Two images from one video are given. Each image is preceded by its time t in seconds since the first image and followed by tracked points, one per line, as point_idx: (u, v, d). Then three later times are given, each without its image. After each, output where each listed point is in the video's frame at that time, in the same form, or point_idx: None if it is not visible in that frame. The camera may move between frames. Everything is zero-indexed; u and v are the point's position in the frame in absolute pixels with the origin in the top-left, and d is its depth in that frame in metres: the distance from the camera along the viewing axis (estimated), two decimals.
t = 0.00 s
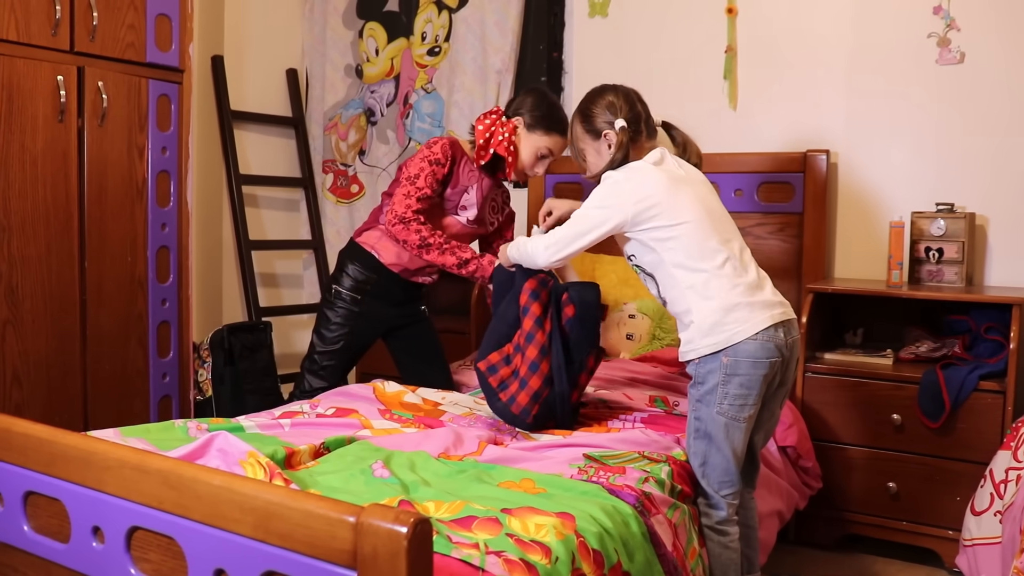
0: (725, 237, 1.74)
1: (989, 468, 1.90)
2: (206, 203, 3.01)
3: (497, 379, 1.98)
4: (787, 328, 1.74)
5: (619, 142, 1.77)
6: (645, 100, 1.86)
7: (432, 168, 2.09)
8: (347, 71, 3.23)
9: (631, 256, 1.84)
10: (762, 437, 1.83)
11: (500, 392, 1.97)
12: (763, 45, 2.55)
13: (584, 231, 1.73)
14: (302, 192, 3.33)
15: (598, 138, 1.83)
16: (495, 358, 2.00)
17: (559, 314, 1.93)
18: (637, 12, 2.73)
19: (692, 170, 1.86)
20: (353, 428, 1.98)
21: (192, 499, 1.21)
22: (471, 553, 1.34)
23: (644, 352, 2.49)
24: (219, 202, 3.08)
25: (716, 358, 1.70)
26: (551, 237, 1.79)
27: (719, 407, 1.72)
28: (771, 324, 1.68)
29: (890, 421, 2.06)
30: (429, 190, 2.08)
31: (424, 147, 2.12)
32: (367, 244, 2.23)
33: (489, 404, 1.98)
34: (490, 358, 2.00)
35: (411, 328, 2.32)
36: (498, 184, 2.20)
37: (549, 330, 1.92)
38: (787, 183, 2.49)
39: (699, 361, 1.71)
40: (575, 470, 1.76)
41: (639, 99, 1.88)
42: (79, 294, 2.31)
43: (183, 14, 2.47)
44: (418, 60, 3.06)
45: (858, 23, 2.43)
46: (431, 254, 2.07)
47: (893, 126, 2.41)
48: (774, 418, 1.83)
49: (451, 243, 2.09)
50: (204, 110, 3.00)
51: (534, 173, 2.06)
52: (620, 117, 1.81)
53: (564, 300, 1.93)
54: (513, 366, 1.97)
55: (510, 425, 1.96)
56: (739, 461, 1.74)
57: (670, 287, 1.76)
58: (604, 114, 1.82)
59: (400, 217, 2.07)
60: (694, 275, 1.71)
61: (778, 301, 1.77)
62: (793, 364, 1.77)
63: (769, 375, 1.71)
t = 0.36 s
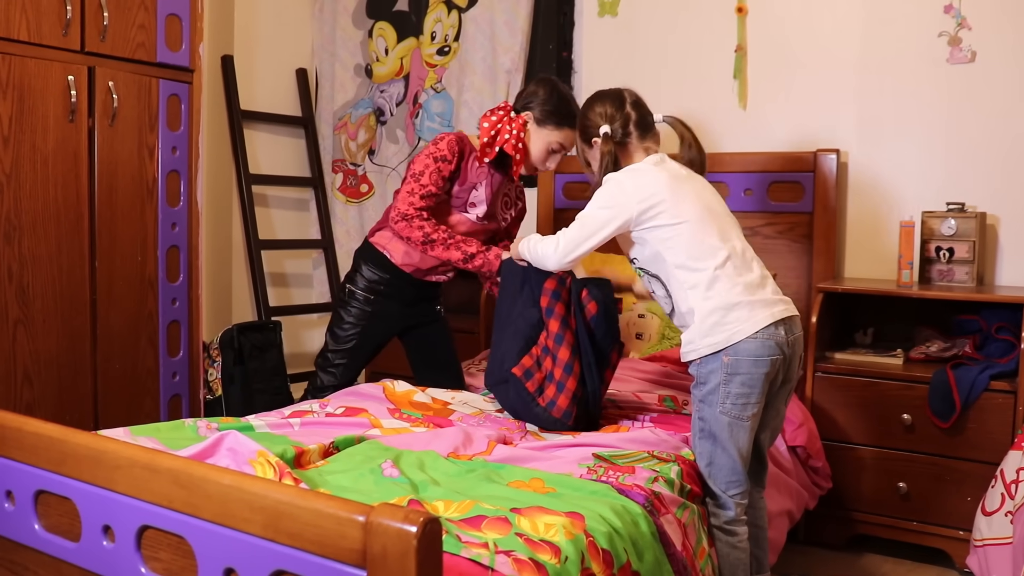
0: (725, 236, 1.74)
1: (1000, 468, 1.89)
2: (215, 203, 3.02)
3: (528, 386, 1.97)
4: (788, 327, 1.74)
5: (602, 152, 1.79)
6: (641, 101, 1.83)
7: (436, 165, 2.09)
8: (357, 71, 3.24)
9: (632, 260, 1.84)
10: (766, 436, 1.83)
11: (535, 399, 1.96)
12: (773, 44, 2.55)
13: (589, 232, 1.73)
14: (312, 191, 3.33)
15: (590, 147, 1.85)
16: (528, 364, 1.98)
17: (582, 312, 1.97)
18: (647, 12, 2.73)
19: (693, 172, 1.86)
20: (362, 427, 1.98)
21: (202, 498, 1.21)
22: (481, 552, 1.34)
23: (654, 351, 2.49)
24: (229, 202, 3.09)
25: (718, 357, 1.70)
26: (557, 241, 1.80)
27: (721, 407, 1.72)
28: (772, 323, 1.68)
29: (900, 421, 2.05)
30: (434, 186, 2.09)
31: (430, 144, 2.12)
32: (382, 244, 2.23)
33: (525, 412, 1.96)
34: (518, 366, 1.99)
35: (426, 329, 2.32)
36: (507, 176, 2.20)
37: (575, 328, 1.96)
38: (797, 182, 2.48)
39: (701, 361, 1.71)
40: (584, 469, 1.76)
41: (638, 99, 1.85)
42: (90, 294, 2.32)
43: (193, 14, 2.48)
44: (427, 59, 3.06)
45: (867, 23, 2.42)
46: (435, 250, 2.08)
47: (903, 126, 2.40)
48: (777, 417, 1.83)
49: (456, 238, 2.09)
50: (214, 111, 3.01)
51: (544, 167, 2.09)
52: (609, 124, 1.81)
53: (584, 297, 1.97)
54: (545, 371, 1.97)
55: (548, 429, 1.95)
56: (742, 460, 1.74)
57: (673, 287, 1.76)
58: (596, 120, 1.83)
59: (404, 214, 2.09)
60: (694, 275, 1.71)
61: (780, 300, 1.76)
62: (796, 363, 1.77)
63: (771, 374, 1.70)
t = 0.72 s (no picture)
0: (729, 237, 1.73)
1: (995, 467, 1.89)
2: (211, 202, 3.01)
3: (524, 387, 1.96)
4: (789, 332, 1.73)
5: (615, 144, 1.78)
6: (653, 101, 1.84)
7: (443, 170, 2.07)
8: (353, 71, 3.24)
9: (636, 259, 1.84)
10: (764, 441, 1.83)
11: (530, 400, 1.95)
12: (769, 44, 2.55)
13: (589, 231, 1.74)
14: (308, 191, 3.33)
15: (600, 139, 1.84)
16: (525, 365, 1.99)
17: (582, 313, 1.97)
18: (644, 12, 2.73)
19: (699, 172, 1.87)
20: (358, 427, 1.98)
21: (197, 498, 1.21)
22: (477, 552, 1.34)
23: (650, 351, 2.49)
24: (225, 201, 3.08)
25: (717, 360, 1.70)
26: (556, 240, 1.81)
27: (720, 408, 1.72)
28: (772, 327, 1.67)
29: (896, 420, 2.06)
30: (440, 193, 2.06)
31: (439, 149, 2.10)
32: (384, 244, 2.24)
33: (522, 414, 1.96)
34: (514, 367, 1.99)
35: (426, 330, 2.32)
36: (513, 180, 2.18)
37: (574, 329, 1.96)
38: (793, 182, 2.48)
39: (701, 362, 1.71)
40: (581, 469, 1.76)
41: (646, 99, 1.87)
42: (85, 294, 2.31)
43: (189, 13, 2.48)
44: (424, 59, 3.06)
45: (864, 23, 2.43)
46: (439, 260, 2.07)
47: (900, 127, 2.41)
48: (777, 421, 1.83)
49: (459, 249, 2.08)
50: (210, 111, 3.01)
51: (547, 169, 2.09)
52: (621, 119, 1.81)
53: (582, 297, 1.97)
54: (541, 371, 1.97)
55: (544, 431, 1.95)
56: (738, 464, 1.73)
57: (674, 287, 1.75)
58: (607, 115, 1.83)
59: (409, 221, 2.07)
60: (696, 276, 1.71)
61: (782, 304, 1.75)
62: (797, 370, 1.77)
63: (771, 379, 1.70)
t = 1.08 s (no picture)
0: (715, 241, 1.71)
1: (981, 466, 1.91)
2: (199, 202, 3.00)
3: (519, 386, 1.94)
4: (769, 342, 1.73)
5: (616, 118, 1.70)
6: (655, 72, 1.77)
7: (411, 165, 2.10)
8: (342, 70, 3.23)
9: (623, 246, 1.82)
10: (745, 445, 1.83)
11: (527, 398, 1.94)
12: (758, 44, 2.56)
13: (580, 227, 1.70)
14: (296, 191, 3.32)
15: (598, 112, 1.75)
16: (520, 362, 1.95)
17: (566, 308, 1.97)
18: (632, 12, 2.74)
19: (699, 154, 1.82)
20: (347, 427, 1.98)
21: (185, 498, 1.20)
22: (466, 552, 1.34)
23: (639, 350, 2.49)
24: (213, 201, 3.08)
25: (693, 370, 1.70)
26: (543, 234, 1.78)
27: (695, 418, 1.72)
28: (749, 341, 1.66)
29: (883, 419, 2.06)
30: (408, 187, 2.09)
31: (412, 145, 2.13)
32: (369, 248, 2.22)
33: (518, 411, 1.95)
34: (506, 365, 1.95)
35: (415, 331, 2.32)
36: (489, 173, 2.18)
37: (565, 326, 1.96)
38: (780, 182, 2.49)
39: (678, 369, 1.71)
40: (570, 468, 1.76)
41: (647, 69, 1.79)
42: (72, 293, 2.30)
43: (176, 12, 2.47)
44: (412, 58, 3.06)
45: (852, 23, 2.43)
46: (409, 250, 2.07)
47: (887, 127, 2.42)
48: (758, 426, 1.82)
49: (428, 238, 2.07)
50: (199, 110, 3.00)
51: (517, 158, 2.04)
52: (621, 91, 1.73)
53: (568, 292, 1.98)
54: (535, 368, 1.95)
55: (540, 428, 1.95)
56: (717, 471, 1.74)
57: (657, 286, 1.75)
58: (606, 85, 1.74)
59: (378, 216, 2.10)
60: (679, 281, 1.70)
61: (764, 312, 1.74)
62: (776, 377, 1.75)
63: (746, 389, 1.69)
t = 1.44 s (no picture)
0: (695, 242, 1.65)
1: (960, 464, 1.94)
2: (181, 200, 2.99)
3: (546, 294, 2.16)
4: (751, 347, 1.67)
5: (607, 110, 1.68)
6: (662, 65, 1.72)
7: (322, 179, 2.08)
8: (324, 69, 3.23)
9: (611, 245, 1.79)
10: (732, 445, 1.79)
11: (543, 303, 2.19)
12: (739, 44, 2.57)
13: (564, 219, 1.69)
14: (278, 189, 3.31)
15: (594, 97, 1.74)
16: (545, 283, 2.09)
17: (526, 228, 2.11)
18: (615, 11, 2.74)
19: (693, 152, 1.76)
20: (329, 426, 1.97)
21: (164, 499, 1.19)
22: (448, 551, 1.34)
23: (621, 349, 2.49)
24: (195, 200, 3.06)
25: (667, 374, 1.66)
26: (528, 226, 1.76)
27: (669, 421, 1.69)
28: (719, 348, 1.60)
29: (864, 417, 2.07)
30: (339, 207, 2.07)
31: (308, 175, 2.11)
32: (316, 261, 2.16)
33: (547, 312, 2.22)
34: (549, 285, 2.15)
35: (367, 340, 2.20)
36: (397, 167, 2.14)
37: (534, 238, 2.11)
38: (762, 181, 2.50)
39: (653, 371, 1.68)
40: (552, 467, 1.76)
41: (659, 63, 1.75)
42: (51, 293, 2.28)
43: (157, 10, 2.46)
44: (395, 57, 3.05)
45: (832, 23, 2.45)
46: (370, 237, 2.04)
47: (867, 127, 2.43)
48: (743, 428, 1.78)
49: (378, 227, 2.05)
50: (180, 108, 2.98)
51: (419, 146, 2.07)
52: (620, 81, 1.70)
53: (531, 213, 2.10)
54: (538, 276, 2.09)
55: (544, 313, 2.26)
56: (698, 474, 1.72)
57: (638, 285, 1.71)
58: (609, 74, 1.72)
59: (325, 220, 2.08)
60: (655, 282, 1.65)
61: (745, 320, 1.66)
62: (754, 384, 1.71)
63: (722, 393, 1.65)
